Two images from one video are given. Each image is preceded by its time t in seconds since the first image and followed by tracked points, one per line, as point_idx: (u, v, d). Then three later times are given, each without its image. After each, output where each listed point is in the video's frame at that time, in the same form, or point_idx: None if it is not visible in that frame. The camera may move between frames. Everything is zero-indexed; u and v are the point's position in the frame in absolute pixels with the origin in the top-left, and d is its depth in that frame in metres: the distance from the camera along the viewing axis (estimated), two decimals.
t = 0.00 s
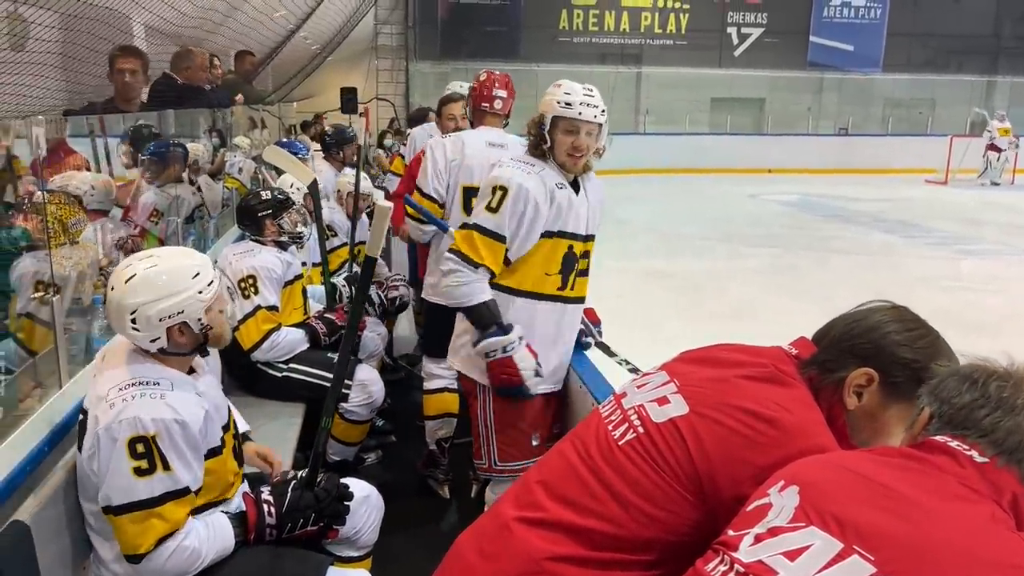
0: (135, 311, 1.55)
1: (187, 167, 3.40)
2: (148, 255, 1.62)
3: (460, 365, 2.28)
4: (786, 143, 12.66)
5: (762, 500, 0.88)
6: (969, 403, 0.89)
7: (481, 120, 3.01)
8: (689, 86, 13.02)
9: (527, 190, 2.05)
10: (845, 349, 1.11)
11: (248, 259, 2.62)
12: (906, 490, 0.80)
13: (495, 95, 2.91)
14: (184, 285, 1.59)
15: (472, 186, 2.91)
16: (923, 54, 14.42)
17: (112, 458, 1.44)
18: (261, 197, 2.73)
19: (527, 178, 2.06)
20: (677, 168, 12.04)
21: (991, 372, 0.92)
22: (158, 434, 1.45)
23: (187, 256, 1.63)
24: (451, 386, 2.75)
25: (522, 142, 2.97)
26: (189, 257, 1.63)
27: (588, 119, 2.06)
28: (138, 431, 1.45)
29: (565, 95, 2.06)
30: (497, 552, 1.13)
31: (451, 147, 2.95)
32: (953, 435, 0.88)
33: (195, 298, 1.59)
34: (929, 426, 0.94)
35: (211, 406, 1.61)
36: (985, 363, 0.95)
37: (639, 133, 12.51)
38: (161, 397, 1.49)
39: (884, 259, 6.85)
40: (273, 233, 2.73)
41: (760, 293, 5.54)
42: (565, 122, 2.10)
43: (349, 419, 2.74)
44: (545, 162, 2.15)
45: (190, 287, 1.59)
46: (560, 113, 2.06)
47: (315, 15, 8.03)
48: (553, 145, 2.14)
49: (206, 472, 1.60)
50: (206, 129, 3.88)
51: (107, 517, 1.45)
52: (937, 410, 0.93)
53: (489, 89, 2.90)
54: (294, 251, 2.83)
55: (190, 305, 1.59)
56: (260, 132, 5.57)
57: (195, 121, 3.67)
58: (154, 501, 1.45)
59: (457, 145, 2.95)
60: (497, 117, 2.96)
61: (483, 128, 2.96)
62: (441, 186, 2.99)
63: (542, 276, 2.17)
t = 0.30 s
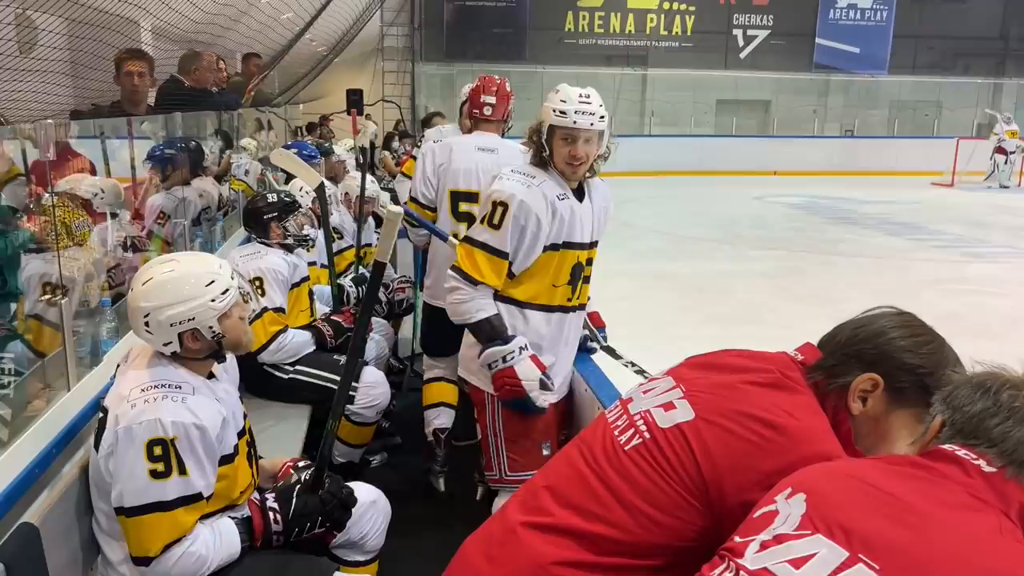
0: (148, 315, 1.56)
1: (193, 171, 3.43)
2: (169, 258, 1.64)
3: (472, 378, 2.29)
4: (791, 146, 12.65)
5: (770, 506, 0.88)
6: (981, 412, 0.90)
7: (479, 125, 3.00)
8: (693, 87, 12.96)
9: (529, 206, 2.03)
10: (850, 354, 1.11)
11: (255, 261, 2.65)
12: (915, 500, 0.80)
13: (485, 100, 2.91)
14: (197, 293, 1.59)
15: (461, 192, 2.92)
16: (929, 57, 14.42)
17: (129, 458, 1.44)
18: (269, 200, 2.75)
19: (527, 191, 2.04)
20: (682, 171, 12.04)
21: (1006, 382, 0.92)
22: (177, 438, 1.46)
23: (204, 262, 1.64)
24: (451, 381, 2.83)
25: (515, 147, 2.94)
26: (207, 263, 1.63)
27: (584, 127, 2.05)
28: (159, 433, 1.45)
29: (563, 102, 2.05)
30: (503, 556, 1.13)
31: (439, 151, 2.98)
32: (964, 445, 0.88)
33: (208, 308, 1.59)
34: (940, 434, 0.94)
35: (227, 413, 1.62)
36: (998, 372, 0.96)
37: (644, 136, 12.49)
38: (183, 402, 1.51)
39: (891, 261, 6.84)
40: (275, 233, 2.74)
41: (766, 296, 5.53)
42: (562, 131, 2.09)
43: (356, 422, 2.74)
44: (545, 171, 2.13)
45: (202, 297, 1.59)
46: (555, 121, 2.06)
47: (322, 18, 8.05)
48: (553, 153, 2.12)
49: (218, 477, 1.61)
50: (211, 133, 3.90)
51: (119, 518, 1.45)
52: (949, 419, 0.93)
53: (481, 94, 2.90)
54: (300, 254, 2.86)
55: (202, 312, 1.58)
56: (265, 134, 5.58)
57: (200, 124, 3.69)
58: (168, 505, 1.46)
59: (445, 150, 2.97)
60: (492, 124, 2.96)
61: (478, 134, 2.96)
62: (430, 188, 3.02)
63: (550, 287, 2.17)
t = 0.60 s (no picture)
0: (146, 303, 1.57)
1: (194, 170, 3.42)
2: (167, 249, 1.64)
3: (488, 401, 2.07)
4: (794, 145, 12.63)
5: (769, 507, 0.88)
6: (986, 413, 0.89)
7: (461, 125, 3.02)
8: (695, 87, 12.94)
9: (543, 223, 1.88)
10: (850, 351, 1.11)
11: (256, 261, 2.63)
12: (915, 500, 0.79)
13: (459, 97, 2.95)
14: (192, 282, 1.59)
15: (430, 188, 2.91)
16: (931, 56, 14.43)
17: (126, 451, 1.44)
18: (270, 200, 2.75)
19: (539, 207, 1.89)
20: (684, 171, 12.04)
21: (1011, 384, 0.92)
22: (173, 427, 1.46)
23: (202, 254, 1.64)
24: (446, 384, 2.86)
25: (484, 143, 2.88)
26: (204, 254, 1.64)
27: (586, 130, 1.99)
28: (155, 424, 1.45)
29: (561, 105, 1.99)
30: (504, 554, 1.13)
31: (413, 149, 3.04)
32: (967, 446, 0.88)
33: (204, 297, 1.59)
34: (945, 434, 0.94)
35: (224, 404, 1.62)
36: (1003, 373, 0.95)
37: (646, 135, 12.47)
38: (178, 392, 1.51)
39: (894, 261, 6.83)
40: (278, 233, 2.74)
41: (769, 296, 5.51)
42: (560, 136, 2.01)
43: (358, 421, 2.75)
44: (547, 178, 2.00)
45: (198, 286, 1.59)
46: (555, 126, 1.99)
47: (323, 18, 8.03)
48: (553, 159, 2.02)
49: (216, 470, 1.61)
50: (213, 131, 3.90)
51: (118, 512, 1.45)
52: (953, 419, 0.93)
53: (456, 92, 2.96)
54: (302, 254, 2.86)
55: (199, 302, 1.59)
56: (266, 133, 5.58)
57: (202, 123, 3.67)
58: (167, 496, 1.46)
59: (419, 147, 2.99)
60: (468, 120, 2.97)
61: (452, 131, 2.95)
62: (407, 186, 3.12)
63: (565, 301, 2.01)
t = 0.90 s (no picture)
0: (132, 294, 1.57)
1: (192, 169, 3.41)
2: (157, 244, 1.65)
3: (500, 422, 2.01)
4: (792, 143, 12.63)
5: (768, 504, 0.88)
6: (982, 410, 0.89)
7: (436, 122, 2.99)
8: (694, 85, 12.94)
9: (568, 245, 1.78)
10: (850, 347, 1.11)
11: (255, 261, 2.62)
12: (912, 495, 0.79)
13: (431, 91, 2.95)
14: (178, 273, 1.59)
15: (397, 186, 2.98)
16: (930, 53, 14.40)
17: (116, 438, 1.45)
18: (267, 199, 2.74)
19: (562, 228, 1.79)
20: (683, 169, 12.05)
21: (1008, 381, 0.92)
22: (161, 413, 1.47)
23: (190, 246, 1.64)
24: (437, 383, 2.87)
25: (445, 140, 2.87)
26: (191, 246, 1.63)
27: (610, 144, 1.85)
28: (144, 409, 1.47)
29: (581, 117, 1.84)
30: (505, 553, 1.13)
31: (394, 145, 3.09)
32: (964, 442, 0.88)
33: (189, 287, 1.59)
34: (942, 431, 0.94)
35: (216, 393, 1.62)
36: (1002, 370, 0.95)
37: (645, 133, 12.48)
38: (165, 377, 1.52)
39: (894, 258, 6.82)
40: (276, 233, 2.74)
41: (768, 295, 5.51)
42: (578, 149, 1.87)
43: (359, 420, 2.74)
44: (563, 192, 1.87)
45: (184, 277, 1.59)
46: (575, 140, 1.83)
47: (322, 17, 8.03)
48: (571, 172, 1.89)
49: (210, 461, 1.61)
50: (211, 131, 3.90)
51: (111, 502, 1.45)
52: (951, 417, 0.93)
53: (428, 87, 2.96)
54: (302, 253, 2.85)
55: (184, 292, 1.58)
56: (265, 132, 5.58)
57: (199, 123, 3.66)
58: (158, 482, 1.46)
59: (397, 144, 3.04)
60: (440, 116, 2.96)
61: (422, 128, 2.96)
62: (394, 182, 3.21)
63: (583, 316, 1.96)
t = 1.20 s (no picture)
0: (121, 296, 1.57)
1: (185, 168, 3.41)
2: (147, 244, 1.64)
3: (501, 430, 2.01)
4: (787, 140, 12.64)
5: (760, 498, 0.88)
6: (970, 403, 0.89)
7: (418, 120, 2.98)
8: (690, 83, 12.95)
9: (580, 262, 1.76)
10: (842, 343, 1.11)
11: (249, 260, 2.62)
12: (902, 488, 0.79)
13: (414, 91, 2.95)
14: (166, 275, 1.58)
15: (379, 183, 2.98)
16: (925, 50, 14.40)
17: (116, 436, 1.45)
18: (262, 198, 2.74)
19: (577, 244, 1.76)
20: (678, 167, 12.07)
21: (996, 373, 0.93)
22: (161, 412, 1.47)
23: (179, 247, 1.63)
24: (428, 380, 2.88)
25: (424, 135, 2.87)
26: (180, 247, 1.62)
27: (638, 162, 1.78)
28: (144, 408, 1.46)
29: (609, 132, 1.77)
30: (499, 550, 1.13)
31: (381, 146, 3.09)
32: (953, 435, 0.88)
33: (176, 291, 1.58)
34: (930, 425, 0.94)
35: (213, 392, 1.62)
36: (990, 364, 0.95)
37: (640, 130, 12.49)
38: (164, 376, 1.52)
39: (889, 255, 6.83)
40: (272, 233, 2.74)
41: (765, 291, 5.52)
42: (605, 165, 1.80)
43: (354, 418, 2.74)
44: (585, 206, 1.82)
45: (171, 280, 1.58)
46: (601, 156, 1.77)
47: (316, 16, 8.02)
48: (594, 186, 1.83)
49: (207, 459, 1.61)
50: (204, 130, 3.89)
51: (110, 502, 1.44)
52: (939, 411, 0.93)
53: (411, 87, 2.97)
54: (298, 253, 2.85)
55: (170, 295, 1.57)
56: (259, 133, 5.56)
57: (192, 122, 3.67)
58: (159, 480, 1.45)
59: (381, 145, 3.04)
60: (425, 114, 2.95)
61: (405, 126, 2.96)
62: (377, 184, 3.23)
63: (600, 334, 1.97)
